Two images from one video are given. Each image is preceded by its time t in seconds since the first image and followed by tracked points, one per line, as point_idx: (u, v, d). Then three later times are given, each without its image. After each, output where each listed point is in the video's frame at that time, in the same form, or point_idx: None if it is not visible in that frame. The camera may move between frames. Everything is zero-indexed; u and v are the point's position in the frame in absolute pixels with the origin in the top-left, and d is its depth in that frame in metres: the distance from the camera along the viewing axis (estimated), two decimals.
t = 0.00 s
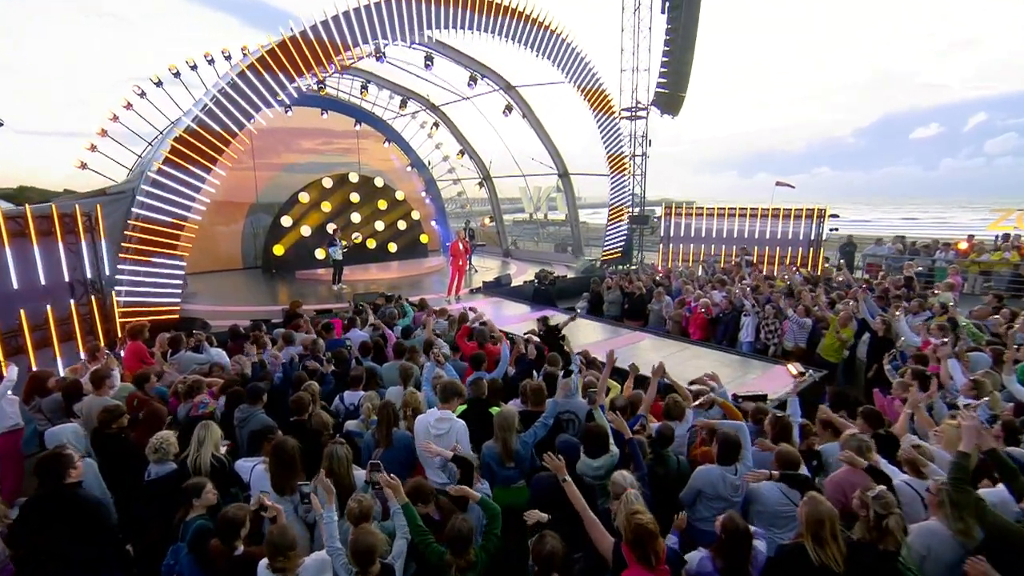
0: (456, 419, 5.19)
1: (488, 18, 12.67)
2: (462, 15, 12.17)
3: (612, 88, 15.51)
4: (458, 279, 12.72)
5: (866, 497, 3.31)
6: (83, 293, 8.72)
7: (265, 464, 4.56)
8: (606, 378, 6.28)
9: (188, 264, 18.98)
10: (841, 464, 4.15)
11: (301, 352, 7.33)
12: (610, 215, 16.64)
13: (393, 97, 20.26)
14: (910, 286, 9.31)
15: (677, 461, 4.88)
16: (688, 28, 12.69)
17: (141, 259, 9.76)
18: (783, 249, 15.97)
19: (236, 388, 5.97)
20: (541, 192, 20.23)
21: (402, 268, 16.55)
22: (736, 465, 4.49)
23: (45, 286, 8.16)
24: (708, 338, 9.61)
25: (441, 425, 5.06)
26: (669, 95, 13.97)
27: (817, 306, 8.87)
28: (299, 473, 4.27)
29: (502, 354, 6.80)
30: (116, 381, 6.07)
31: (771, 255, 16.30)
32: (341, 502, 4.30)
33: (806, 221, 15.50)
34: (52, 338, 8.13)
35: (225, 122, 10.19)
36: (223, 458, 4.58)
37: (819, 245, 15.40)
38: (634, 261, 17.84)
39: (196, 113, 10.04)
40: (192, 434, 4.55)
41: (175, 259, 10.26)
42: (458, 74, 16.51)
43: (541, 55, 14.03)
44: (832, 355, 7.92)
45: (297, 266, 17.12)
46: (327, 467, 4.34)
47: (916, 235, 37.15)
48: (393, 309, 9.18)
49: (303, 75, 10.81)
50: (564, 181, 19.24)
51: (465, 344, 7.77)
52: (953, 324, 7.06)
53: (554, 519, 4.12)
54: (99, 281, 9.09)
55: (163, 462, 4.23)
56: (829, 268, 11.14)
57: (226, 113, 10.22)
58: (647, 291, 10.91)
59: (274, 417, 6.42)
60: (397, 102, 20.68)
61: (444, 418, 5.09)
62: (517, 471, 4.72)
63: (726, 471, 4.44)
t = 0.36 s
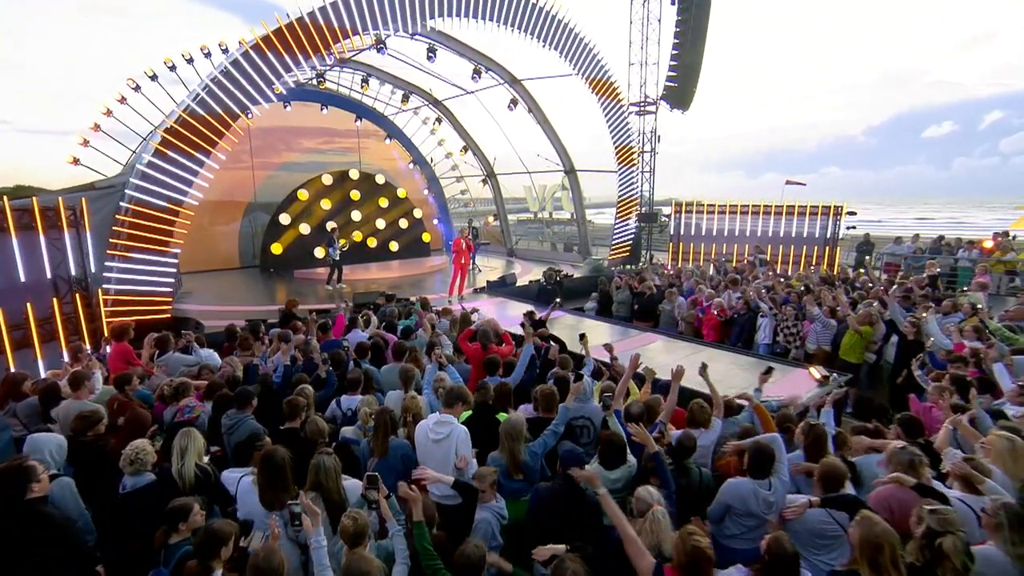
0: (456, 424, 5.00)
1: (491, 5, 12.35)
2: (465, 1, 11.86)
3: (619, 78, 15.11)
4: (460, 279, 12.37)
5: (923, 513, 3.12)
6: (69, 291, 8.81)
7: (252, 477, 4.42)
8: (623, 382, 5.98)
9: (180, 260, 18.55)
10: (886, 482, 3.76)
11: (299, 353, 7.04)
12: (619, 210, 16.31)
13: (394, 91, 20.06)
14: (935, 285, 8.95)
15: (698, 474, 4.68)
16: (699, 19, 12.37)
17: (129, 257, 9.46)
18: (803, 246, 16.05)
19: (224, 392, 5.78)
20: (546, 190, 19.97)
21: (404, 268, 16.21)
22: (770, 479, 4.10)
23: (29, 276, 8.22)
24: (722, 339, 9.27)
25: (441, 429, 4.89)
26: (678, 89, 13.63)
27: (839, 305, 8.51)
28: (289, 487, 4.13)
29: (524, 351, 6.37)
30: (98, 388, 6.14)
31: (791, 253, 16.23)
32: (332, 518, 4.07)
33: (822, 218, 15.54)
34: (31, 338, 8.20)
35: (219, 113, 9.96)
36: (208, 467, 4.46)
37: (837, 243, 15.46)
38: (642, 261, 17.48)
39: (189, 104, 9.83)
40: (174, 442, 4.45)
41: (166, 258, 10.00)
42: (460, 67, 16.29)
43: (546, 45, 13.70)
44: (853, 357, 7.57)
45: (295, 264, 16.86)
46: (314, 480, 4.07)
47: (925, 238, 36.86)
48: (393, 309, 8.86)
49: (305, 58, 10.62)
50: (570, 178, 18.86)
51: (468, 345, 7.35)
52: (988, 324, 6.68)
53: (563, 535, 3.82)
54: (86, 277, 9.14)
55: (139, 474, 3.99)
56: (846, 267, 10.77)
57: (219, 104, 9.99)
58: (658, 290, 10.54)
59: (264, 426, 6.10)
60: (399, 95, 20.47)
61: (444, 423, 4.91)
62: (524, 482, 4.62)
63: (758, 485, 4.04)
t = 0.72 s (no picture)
0: (461, 434, 4.55)
1: None
2: None
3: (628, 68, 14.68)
4: (462, 280, 11.94)
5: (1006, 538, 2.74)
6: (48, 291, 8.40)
7: (237, 494, 4.04)
8: (637, 389, 5.65)
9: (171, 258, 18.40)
10: (960, 499, 3.51)
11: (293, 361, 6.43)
12: (630, 205, 16.00)
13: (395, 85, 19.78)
14: (965, 285, 8.51)
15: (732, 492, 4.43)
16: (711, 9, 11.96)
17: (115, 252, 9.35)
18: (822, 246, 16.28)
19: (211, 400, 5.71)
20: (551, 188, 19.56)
21: (405, 268, 15.82)
22: (818, 497, 3.63)
23: (5, 272, 7.95)
24: (738, 343, 8.86)
25: (444, 442, 4.45)
26: (688, 82, 13.24)
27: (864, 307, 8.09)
28: (278, 504, 3.80)
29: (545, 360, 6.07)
30: (74, 396, 5.94)
31: (810, 253, 16.47)
32: (322, 541, 3.74)
33: (842, 215, 15.56)
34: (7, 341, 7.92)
35: (208, 104, 9.70)
36: (186, 483, 4.13)
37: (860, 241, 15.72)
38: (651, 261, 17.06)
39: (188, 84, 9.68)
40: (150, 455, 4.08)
41: (155, 254, 9.90)
42: (463, 60, 16.22)
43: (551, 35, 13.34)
44: (883, 362, 7.15)
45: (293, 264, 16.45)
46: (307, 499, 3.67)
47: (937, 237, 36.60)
48: (393, 311, 8.50)
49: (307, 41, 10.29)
50: (578, 175, 18.51)
51: (473, 349, 6.89)
52: None
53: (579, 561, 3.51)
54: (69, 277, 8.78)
55: (106, 492, 3.95)
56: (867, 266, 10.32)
57: (219, 86, 9.81)
58: (671, 291, 10.13)
59: (257, 438, 5.77)
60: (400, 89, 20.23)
61: (447, 435, 4.47)
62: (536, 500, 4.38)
63: (807, 503, 3.61)
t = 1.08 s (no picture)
0: (467, 453, 4.09)
1: None
2: None
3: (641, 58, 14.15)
4: (465, 283, 11.52)
5: None
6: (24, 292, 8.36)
7: (222, 520, 3.60)
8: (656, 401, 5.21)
9: (165, 258, 18.09)
10: None
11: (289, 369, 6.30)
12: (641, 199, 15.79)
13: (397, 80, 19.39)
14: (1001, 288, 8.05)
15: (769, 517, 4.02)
16: None
17: (99, 250, 8.94)
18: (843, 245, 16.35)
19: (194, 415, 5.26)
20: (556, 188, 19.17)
21: (407, 270, 15.39)
22: (884, 531, 3.21)
23: None
24: (758, 349, 8.41)
25: (449, 463, 4.00)
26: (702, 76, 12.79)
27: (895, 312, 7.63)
28: (267, 530, 3.35)
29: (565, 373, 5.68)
30: (48, 405, 5.58)
31: (827, 254, 16.72)
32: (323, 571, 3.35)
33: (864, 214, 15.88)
34: None
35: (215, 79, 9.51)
36: (160, 505, 3.69)
37: (881, 241, 15.74)
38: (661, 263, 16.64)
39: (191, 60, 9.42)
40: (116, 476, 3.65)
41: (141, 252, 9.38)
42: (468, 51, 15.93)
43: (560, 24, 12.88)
44: (919, 371, 6.69)
45: (291, 265, 16.06)
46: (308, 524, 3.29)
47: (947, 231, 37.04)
48: (395, 314, 8.09)
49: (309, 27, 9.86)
50: (587, 172, 18.19)
51: (480, 356, 6.42)
52: None
53: None
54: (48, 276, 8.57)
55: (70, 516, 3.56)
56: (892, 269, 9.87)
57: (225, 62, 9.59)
58: (686, 294, 9.70)
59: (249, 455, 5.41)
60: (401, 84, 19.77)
61: (451, 456, 4.01)
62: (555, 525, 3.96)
63: (870, 537, 3.17)
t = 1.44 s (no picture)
0: (483, 479, 3.63)
1: None
2: None
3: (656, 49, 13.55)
4: (469, 286, 11.09)
5: None
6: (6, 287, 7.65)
7: (206, 553, 3.16)
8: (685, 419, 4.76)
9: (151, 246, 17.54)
10: None
11: (285, 379, 5.95)
12: (654, 192, 15.26)
13: (399, 77, 19.02)
14: None
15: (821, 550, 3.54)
16: None
17: (86, 250, 8.56)
18: (867, 247, 16.42)
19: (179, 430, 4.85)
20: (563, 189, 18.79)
21: (409, 273, 14.97)
22: None
23: None
24: (782, 357, 7.97)
25: (462, 494, 3.54)
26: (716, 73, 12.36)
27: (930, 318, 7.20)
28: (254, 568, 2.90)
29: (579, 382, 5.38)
30: (20, 418, 5.18)
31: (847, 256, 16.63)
32: None
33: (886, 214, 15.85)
34: None
35: (220, 58, 9.19)
36: (133, 535, 3.24)
37: (907, 243, 15.85)
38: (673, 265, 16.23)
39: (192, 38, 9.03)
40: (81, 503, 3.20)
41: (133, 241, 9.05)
42: (472, 45, 15.54)
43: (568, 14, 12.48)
44: (959, 382, 6.27)
45: (289, 267, 15.68)
46: (299, 558, 2.84)
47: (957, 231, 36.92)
48: (397, 320, 7.68)
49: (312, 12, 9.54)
50: (596, 172, 17.81)
51: (490, 366, 5.99)
52: None
53: None
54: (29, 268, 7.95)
55: (32, 549, 3.12)
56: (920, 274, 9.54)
57: (229, 42, 9.25)
58: (703, 298, 9.27)
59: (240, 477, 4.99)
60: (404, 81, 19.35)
61: (465, 485, 3.55)
62: (582, 561, 3.49)
63: None
